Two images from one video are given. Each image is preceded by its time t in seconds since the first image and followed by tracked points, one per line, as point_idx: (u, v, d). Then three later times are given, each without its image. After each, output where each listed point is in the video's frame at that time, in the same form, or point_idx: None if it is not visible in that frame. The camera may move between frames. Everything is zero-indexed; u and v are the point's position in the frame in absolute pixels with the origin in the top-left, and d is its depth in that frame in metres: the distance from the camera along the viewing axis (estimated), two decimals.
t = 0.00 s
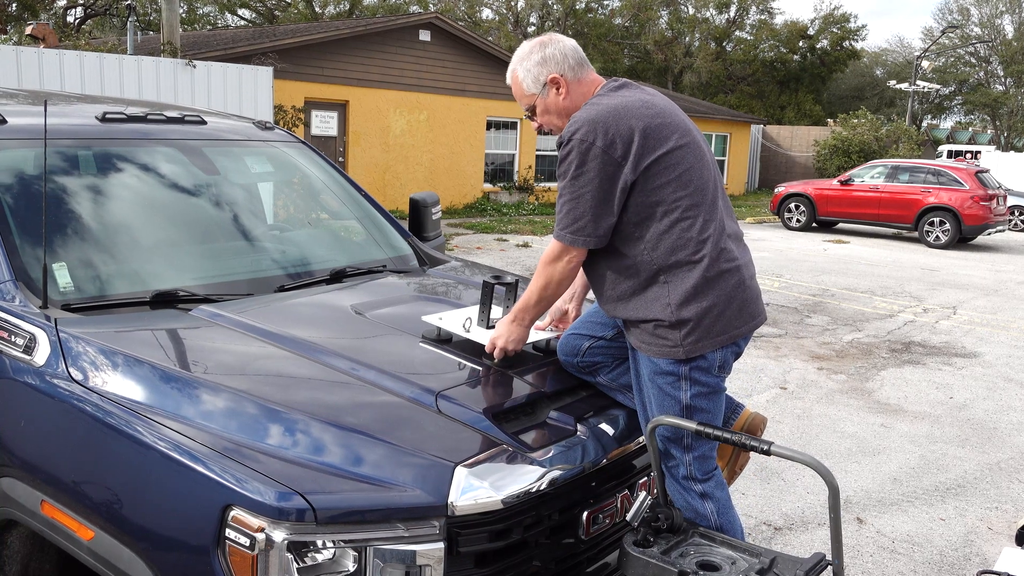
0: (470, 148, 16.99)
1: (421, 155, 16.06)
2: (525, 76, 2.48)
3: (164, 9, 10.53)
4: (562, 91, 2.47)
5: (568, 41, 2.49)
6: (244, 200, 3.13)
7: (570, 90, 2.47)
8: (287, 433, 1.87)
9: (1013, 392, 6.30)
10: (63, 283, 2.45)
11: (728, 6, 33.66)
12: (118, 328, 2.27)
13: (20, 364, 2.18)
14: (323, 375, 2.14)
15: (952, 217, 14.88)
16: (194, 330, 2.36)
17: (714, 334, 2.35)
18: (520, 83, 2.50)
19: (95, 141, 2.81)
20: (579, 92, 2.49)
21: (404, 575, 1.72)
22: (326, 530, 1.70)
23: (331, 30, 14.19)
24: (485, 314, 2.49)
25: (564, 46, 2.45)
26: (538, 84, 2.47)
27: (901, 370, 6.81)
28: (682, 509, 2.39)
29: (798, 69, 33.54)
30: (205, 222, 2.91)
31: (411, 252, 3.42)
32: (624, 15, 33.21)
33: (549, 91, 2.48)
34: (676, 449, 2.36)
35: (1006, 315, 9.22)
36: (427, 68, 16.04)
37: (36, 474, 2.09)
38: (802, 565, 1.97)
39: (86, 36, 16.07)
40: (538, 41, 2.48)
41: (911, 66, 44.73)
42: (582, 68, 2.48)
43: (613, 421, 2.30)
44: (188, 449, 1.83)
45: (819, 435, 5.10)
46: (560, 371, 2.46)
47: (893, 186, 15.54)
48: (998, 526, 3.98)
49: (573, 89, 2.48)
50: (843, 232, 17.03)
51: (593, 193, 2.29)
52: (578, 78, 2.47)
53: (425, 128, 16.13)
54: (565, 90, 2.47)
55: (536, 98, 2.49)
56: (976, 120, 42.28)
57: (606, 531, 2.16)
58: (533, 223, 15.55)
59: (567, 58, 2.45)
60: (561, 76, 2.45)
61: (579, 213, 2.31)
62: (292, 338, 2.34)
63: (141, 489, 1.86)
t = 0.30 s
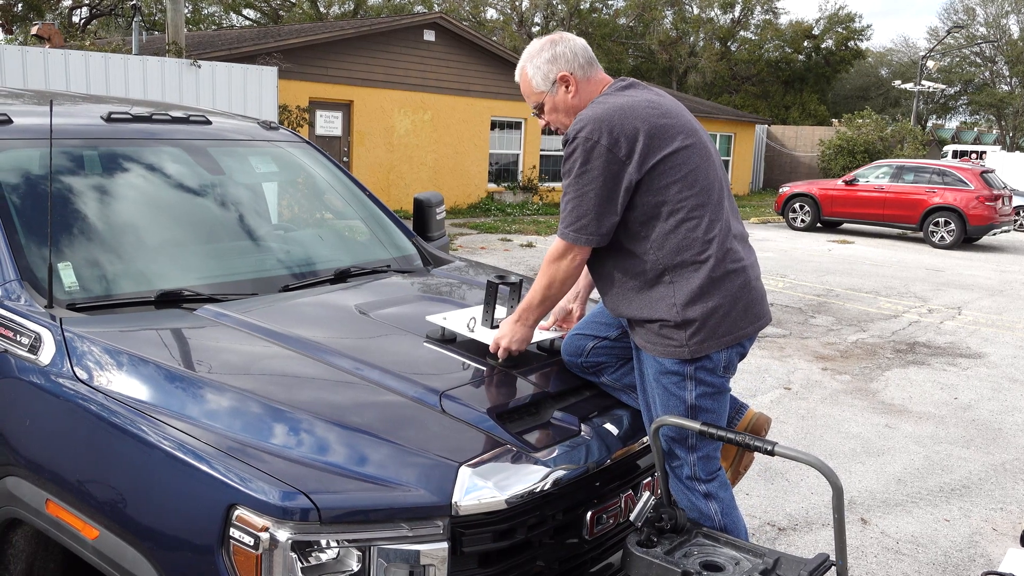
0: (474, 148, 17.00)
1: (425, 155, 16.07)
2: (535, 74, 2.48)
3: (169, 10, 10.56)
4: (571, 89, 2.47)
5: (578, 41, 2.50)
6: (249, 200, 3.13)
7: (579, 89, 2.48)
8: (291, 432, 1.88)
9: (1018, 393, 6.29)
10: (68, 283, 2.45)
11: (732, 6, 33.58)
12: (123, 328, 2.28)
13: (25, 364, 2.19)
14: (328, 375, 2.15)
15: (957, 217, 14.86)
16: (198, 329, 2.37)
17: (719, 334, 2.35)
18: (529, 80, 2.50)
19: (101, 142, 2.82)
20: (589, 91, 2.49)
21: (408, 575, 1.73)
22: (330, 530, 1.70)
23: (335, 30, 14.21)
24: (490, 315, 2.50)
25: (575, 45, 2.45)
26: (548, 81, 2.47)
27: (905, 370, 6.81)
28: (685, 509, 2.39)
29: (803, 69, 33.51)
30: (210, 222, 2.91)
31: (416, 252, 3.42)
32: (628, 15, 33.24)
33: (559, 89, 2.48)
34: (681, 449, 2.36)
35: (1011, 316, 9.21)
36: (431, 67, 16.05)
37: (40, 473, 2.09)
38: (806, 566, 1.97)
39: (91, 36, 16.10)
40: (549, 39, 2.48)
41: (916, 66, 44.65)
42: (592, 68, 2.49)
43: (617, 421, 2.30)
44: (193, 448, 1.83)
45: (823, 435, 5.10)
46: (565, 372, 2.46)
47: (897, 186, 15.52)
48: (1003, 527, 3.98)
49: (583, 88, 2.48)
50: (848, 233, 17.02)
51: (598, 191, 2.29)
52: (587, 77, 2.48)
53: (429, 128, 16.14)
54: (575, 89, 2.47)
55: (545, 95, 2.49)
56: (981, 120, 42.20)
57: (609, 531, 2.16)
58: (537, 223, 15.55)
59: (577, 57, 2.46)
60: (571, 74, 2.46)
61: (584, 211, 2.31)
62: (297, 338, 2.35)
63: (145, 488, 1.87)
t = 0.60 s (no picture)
0: (475, 148, 16.99)
1: (425, 155, 16.07)
2: (533, 75, 2.49)
3: (170, 10, 10.57)
4: (569, 90, 2.47)
5: (576, 41, 2.50)
6: (249, 200, 3.13)
7: (577, 89, 2.48)
8: (291, 432, 1.88)
9: (1018, 393, 6.29)
10: (69, 283, 2.45)
11: (732, 6, 33.54)
12: (123, 328, 2.28)
13: (25, 364, 2.19)
14: (328, 375, 2.15)
15: (957, 217, 14.85)
16: (198, 330, 2.37)
17: (716, 334, 2.35)
18: (527, 81, 2.50)
19: (102, 142, 2.82)
20: (586, 91, 2.49)
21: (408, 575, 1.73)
22: (330, 530, 1.70)
23: (336, 30, 14.21)
24: (490, 315, 2.50)
25: (573, 45, 2.46)
26: (546, 82, 2.47)
27: (905, 370, 6.81)
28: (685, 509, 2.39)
29: (803, 69, 33.50)
30: (210, 223, 2.91)
31: (416, 252, 3.42)
32: (628, 15, 33.25)
33: (557, 90, 2.48)
34: (681, 449, 2.37)
35: (1011, 316, 9.20)
36: (431, 68, 16.05)
37: (41, 473, 2.09)
38: (806, 566, 1.97)
39: (91, 36, 16.10)
40: (547, 40, 2.49)
41: (916, 66, 44.63)
42: (589, 68, 2.49)
43: (617, 421, 2.30)
44: (193, 448, 1.83)
45: (823, 436, 5.10)
46: (565, 372, 2.46)
47: (897, 186, 15.53)
48: (1003, 527, 3.97)
49: (580, 88, 2.48)
50: (848, 232, 17.01)
51: (591, 188, 2.30)
52: (585, 77, 2.48)
53: (429, 128, 16.14)
54: (572, 89, 2.47)
55: (543, 96, 2.49)
56: (982, 120, 42.21)
57: (609, 531, 2.16)
58: (537, 223, 15.55)
59: (575, 57, 2.46)
60: (569, 75, 2.46)
61: (577, 209, 2.31)
62: (297, 338, 2.35)
63: (145, 488, 1.87)
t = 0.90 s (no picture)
0: (476, 148, 16.99)
1: (426, 155, 16.07)
2: (526, 77, 2.49)
3: (172, 10, 10.59)
4: (563, 91, 2.48)
5: (569, 43, 2.50)
6: (251, 200, 3.14)
7: (570, 90, 2.49)
8: (293, 432, 1.88)
9: (1019, 393, 6.29)
10: (70, 282, 2.45)
11: (734, 6, 33.50)
12: (125, 328, 2.28)
13: (27, 363, 2.19)
14: (330, 375, 2.15)
15: (959, 217, 14.83)
16: (200, 329, 2.37)
17: (712, 331, 2.34)
18: (521, 84, 2.51)
19: (105, 142, 2.83)
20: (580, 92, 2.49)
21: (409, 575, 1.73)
22: (331, 530, 1.70)
23: (337, 30, 14.22)
24: (491, 314, 2.51)
25: (565, 47, 2.46)
26: (540, 84, 2.48)
27: (907, 370, 6.80)
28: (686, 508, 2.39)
29: (805, 69, 33.47)
30: (212, 222, 2.91)
31: (417, 252, 3.42)
32: (630, 16, 33.28)
33: (551, 91, 2.48)
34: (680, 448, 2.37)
35: (1013, 316, 9.20)
36: (433, 68, 16.05)
37: (43, 473, 2.09)
38: (808, 566, 1.97)
39: (93, 36, 16.12)
40: (540, 42, 2.50)
41: (918, 66, 44.58)
42: (582, 69, 2.50)
43: (617, 421, 2.31)
44: (195, 448, 1.84)
45: (824, 436, 5.10)
46: (566, 372, 2.46)
47: (899, 186, 15.52)
48: (1005, 527, 3.97)
49: (574, 89, 2.49)
50: (850, 233, 17.00)
51: (580, 182, 2.30)
52: (578, 77, 2.48)
53: (431, 128, 16.14)
54: (566, 90, 2.48)
55: (537, 98, 2.49)
56: (984, 120, 42.15)
57: (611, 531, 2.16)
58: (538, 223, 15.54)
59: (568, 58, 2.47)
60: (563, 76, 2.46)
61: (566, 202, 2.32)
62: (298, 338, 2.35)
63: (147, 487, 1.87)
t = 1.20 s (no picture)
0: (476, 148, 16.99)
1: (426, 155, 16.07)
2: (541, 54, 2.50)
3: (172, 10, 10.58)
4: (577, 69, 2.48)
5: (585, 20, 2.50)
6: (252, 200, 3.14)
7: (585, 68, 2.49)
8: (293, 432, 1.88)
9: (1019, 393, 6.29)
10: (71, 282, 2.45)
11: (734, 6, 33.50)
12: (125, 328, 2.28)
13: (27, 364, 2.19)
14: (331, 375, 2.15)
15: (960, 217, 14.83)
16: (200, 330, 2.37)
17: (705, 330, 2.33)
18: (536, 61, 2.51)
19: (106, 142, 2.83)
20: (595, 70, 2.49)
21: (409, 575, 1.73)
22: (331, 530, 1.70)
23: (337, 30, 14.22)
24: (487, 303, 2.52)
25: (580, 23, 2.46)
26: (554, 62, 2.48)
27: (907, 370, 6.80)
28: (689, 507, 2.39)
29: (805, 70, 33.48)
30: (213, 223, 2.92)
31: (417, 252, 3.42)
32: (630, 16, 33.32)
33: (564, 69, 2.49)
34: (682, 447, 2.36)
35: (1013, 316, 9.19)
36: (433, 68, 16.05)
37: (43, 473, 2.09)
38: (809, 566, 1.97)
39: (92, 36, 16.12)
40: (555, 19, 2.50)
41: (919, 66, 44.59)
42: (597, 47, 2.50)
43: (617, 421, 2.31)
44: (195, 448, 1.84)
45: (824, 436, 5.10)
46: (566, 371, 2.46)
47: (899, 186, 15.52)
48: (1005, 527, 3.97)
49: (588, 68, 2.49)
50: (850, 233, 17.00)
51: (582, 161, 2.30)
52: (593, 56, 2.49)
53: (431, 128, 16.14)
54: (580, 67, 2.48)
55: (551, 76, 2.50)
56: (984, 120, 42.15)
57: (612, 531, 2.16)
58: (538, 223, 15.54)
59: (583, 36, 2.47)
60: (577, 54, 2.47)
61: (567, 180, 2.32)
62: (298, 339, 2.35)
63: (147, 488, 1.87)
